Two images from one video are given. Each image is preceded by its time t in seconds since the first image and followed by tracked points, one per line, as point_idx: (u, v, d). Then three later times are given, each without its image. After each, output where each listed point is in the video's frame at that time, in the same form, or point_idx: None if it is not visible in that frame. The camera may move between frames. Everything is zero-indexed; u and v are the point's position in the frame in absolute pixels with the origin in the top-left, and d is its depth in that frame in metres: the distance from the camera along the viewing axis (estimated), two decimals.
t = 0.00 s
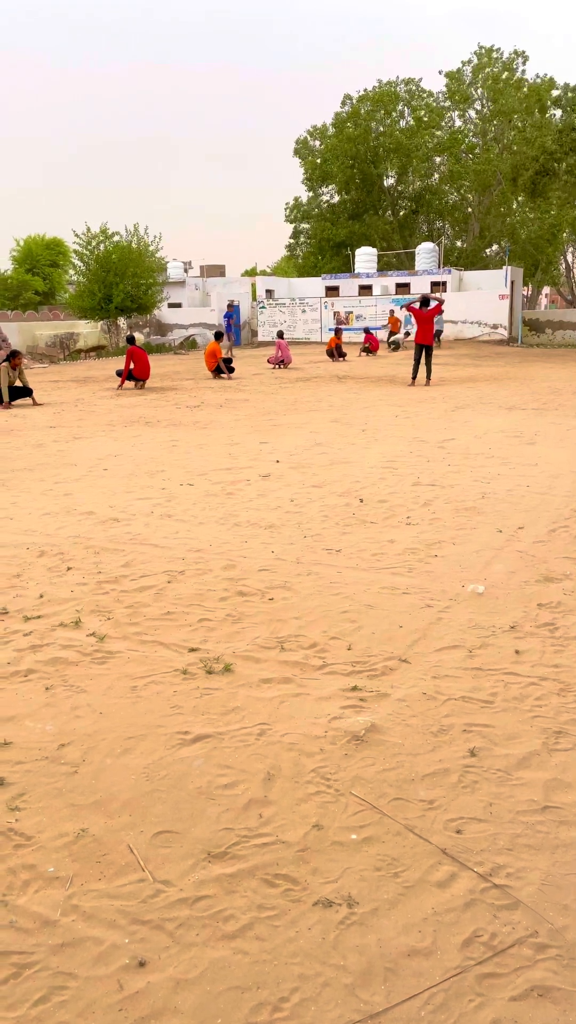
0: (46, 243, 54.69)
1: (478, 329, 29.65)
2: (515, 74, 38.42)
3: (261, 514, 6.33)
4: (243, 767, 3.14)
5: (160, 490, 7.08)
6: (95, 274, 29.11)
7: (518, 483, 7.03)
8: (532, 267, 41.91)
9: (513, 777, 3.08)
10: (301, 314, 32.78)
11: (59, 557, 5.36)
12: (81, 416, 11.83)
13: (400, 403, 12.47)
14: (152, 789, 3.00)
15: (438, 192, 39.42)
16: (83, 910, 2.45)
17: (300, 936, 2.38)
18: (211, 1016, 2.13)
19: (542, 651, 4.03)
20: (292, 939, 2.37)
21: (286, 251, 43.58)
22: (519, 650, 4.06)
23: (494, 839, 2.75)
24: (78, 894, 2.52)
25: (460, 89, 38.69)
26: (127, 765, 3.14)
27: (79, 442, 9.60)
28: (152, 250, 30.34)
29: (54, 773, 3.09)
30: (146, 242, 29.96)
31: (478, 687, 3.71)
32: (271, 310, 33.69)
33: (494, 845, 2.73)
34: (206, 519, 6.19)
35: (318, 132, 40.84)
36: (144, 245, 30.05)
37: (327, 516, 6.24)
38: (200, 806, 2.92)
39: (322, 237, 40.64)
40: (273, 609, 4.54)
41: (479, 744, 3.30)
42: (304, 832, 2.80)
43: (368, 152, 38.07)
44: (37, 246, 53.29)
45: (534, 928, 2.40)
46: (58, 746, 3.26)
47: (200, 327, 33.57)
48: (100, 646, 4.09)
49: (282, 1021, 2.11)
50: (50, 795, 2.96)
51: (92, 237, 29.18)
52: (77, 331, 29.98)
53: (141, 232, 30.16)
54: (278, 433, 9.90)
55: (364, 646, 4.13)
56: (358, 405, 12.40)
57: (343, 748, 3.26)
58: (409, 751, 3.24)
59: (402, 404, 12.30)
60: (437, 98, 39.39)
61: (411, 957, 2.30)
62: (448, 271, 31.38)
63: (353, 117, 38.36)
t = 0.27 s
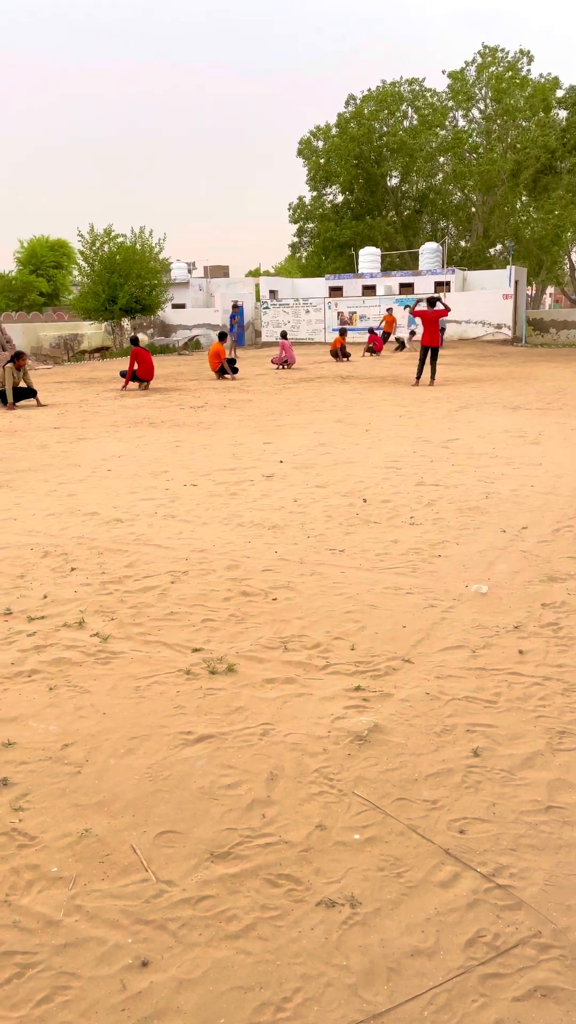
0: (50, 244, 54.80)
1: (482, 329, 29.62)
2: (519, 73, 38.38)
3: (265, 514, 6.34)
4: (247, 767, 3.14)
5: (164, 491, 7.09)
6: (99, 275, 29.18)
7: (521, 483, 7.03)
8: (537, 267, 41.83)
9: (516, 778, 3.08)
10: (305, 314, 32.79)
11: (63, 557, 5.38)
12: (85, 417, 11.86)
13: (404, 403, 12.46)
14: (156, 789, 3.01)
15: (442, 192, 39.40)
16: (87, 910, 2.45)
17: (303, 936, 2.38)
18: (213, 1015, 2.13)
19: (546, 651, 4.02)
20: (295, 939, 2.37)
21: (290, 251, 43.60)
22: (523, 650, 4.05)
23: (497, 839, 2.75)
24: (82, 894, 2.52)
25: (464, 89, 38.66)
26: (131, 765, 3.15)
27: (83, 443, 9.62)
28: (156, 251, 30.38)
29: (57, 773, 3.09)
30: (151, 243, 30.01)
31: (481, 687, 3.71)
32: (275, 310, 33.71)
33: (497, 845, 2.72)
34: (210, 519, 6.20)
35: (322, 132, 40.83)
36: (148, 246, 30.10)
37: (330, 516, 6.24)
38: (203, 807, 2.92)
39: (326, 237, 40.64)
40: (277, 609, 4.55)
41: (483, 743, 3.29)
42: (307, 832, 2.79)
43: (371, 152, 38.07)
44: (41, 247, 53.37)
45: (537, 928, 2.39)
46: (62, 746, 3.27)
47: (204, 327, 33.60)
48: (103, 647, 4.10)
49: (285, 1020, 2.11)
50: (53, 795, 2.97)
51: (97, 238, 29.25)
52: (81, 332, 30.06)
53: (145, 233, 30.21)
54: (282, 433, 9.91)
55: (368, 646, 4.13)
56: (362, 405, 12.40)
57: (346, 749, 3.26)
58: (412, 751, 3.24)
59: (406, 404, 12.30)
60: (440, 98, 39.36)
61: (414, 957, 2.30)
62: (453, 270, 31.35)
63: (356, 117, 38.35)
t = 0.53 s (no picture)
0: (54, 244, 54.82)
1: (487, 328, 29.58)
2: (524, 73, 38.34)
3: (269, 514, 6.34)
4: (250, 767, 3.14)
5: (168, 491, 7.10)
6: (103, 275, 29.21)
7: (525, 483, 7.01)
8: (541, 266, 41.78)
9: (520, 778, 3.07)
10: (309, 315, 32.78)
11: (67, 558, 5.38)
12: (90, 418, 11.88)
13: (408, 403, 12.45)
14: (160, 790, 3.01)
15: (446, 192, 39.33)
16: (91, 910, 2.46)
17: (306, 937, 2.38)
18: (217, 1015, 2.13)
19: (550, 651, 4.01)
20: (299, 939, 2.36)
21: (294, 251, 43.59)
22: (528, 650, 4.04)
23: (501, 839, 2.75)
24: (86, 894, 2.52)
25: (468, 89, 38.58)
26: (135, 765, 3.15)
27: (88, 443, 9.62)
28: (161, 251, 30.42)
29: (61, 773, 3.10)
30: (155, 243, 30.06)
31: (486, 687, 3.70)
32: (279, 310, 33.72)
33: (501, 845, 2.72)
34: (214, 519, 6.21)
35: (326, 131, 40.79)
36: (153, 247, 30.17)
37: (334, 517, 6.23)
38: (207, 807, 2.92)
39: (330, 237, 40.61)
40: (280, 609, 4.55)
41: (487, 744, 3.29)
42: (311, 832, 2.79)
43: (376, 152, 38.05)
44: (45, 247, 53.44)
45: (541, 928, 2.39)
46: (66, 745, 3.28)
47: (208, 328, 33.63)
48: (107, 647, 4.10)
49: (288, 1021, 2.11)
50: (57, 795, 2.97)
51: (101, 238, 29.31)
52: (86, 333, 30.13)
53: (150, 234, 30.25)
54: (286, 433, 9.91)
55: (372, 645, 4.12)
56: (366, 405, 12.40)
57: (349, 749, 3.26)
58: (417, 752, 3.23)
59: (410, 404, 12.29)
60: (445, 98, 39.29)
61: (419, 958, 2.29)
62: (457, 270, 31.32)
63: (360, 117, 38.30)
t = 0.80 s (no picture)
0: (61, 245, 54.91)
1: (493, 328, 29.52)
2: (530, 72, 38.29)
3: (274, 514, 6.34)
4: (255, 768, 3.14)
5: (174, 491, 7.11)
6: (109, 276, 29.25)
7: (531, 483, 7.00)
8: (548, 266, 41.70)
9: (525, 778, 3.06)
10: (315, 315, 32.78)
11: (73, 558, 5.39)
12: (96, 418, 11.90)
13: (414, 404, 12.43)
14: (164, 789, 3.01)
15: (453, 192, 39.27)
16: (95, 909, 2.46)
17: (311, 937, 2.37)
18: (221, 1015, 2.13)
19: (555, 652, 4.00)
20: (303, 939, 2.36)
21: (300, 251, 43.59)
22: (533, 650, 4.03)
23: (506, 840, 2.74)
24: (90, 893, 2.53)
25: (474, 89, 38.52)
26: (139, 765, 3.15)
27: (94, 443, 9.63)
28: (167, 252, 30.46)
29: (66, 773, 3.10)
30: (161, 244, 30.10)
31: (491, 688, 3.69)
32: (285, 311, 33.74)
33: (506, 846, 2.71)
34: (219, 520, 6.21)
35: (332, 131, 40.76)
36: (159, 247, 30.20)
37: (340, 517, 6.22)
38: (212, 807, 2.92)
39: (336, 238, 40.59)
40: (285, 609, 4.55)
41: (492, 744, 3.28)
42: (316, 832, 2.79)
43: (382, 152, 38.03)
44: (52, 247, 53.58)
45: (546, 929, 2.38)
46: (71, 745, 3.28)
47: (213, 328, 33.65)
48: (112, 647, 4.10)
49: (292, 1021, 2.11)
50: (62, 795, 2.98)
51: (108, 239, 29.35)
52: (92, 333, 30.16)
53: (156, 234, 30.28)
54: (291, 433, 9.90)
55: (377, 646, 4.12)
56: (372, 406, 12.39)
57: (354, 749, 3.25)
58: (421, 752, 3.23)
59: (416, 404, 12.28)
60: (451, 97, 39.24)
61: (423, 959, 2.29)
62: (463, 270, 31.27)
63: (366, 116, 38.25)
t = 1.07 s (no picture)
0: (66, 245, 55.01)
1: (498, 328, 29.49)
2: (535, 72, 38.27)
3: (279, 513, 6.34)
4: (259, 767, 3.14)
5: (178, 490, 7.11)
6: (114, 276, 29.30)
7: (536, 483, 6.99)
8: (553, 266, 41.63)
9: (530, 779, 3.05)
10: (319, 315, 32.78)
11: (77, 557, 5.40)
12: (100, 417, 11.91)
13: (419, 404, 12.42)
14: (169, 788, 3.01)
15: (457, 192, 39.25)
16: (100, 908, 2.46)
17: (315, 936, 2.37)
18: (225, 1014, 2.13)
19: (560, 652, 3.99)
20: (307, 939, 2.36)
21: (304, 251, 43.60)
22: (538, 650, 4.03)
23: (510, 840, 2.74)
24: (95, 892, 2.53)
25: (479, 89, 38.49)
26: (144, 764, 3.15)
27: (98, 443, 9.64)
28: (172, 252, 30.50)
29: (70, 771, 3.11)
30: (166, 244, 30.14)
31: (496, 688, 3.68)
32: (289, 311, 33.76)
33: (511, 846, 2.71)
34: (224, 519, 6.21)
35: (337, 131, 40.78)
36: (164, 248, 30.24)
37: (344, 517, 6.22)
38: (216, 806, 2.92)
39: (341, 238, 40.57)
40: (290, 608, 4.55)
41: (497, 745, 3.27)
42: (320, 832, 2.79)
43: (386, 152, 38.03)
44: (57, 247, 53.67)
45: (551, 930, 2.38)
46: (75, 744, 3.29)
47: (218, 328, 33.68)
48: (117, 646, 4.10)
49: (296, 1020, 2.11)
50: (67, 793, 2.98)
51: (113, 239, 29.40)
52: (97, 333, 30.21)
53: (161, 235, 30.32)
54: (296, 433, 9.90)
55: (381, 645, 4.12)
56: (377, 406, 12.39)
57: (358, 749, 3.25)
58: (426, 752, 3.22)
59: (420, 404, 12.27)
60: (456, 97, 39.22)
61: (427, 959, 2.29)
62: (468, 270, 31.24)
63: (371, 116, 38.24)
